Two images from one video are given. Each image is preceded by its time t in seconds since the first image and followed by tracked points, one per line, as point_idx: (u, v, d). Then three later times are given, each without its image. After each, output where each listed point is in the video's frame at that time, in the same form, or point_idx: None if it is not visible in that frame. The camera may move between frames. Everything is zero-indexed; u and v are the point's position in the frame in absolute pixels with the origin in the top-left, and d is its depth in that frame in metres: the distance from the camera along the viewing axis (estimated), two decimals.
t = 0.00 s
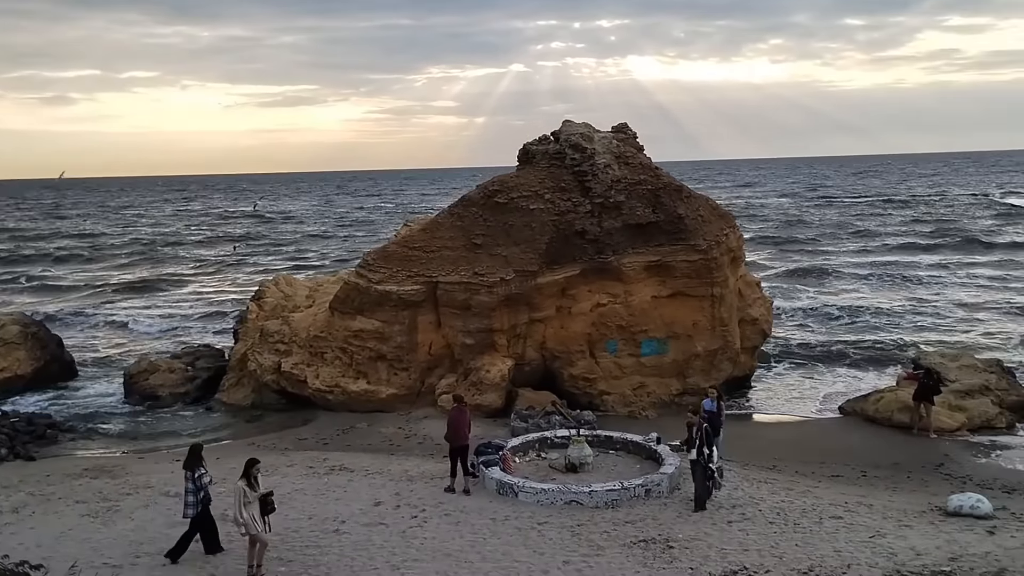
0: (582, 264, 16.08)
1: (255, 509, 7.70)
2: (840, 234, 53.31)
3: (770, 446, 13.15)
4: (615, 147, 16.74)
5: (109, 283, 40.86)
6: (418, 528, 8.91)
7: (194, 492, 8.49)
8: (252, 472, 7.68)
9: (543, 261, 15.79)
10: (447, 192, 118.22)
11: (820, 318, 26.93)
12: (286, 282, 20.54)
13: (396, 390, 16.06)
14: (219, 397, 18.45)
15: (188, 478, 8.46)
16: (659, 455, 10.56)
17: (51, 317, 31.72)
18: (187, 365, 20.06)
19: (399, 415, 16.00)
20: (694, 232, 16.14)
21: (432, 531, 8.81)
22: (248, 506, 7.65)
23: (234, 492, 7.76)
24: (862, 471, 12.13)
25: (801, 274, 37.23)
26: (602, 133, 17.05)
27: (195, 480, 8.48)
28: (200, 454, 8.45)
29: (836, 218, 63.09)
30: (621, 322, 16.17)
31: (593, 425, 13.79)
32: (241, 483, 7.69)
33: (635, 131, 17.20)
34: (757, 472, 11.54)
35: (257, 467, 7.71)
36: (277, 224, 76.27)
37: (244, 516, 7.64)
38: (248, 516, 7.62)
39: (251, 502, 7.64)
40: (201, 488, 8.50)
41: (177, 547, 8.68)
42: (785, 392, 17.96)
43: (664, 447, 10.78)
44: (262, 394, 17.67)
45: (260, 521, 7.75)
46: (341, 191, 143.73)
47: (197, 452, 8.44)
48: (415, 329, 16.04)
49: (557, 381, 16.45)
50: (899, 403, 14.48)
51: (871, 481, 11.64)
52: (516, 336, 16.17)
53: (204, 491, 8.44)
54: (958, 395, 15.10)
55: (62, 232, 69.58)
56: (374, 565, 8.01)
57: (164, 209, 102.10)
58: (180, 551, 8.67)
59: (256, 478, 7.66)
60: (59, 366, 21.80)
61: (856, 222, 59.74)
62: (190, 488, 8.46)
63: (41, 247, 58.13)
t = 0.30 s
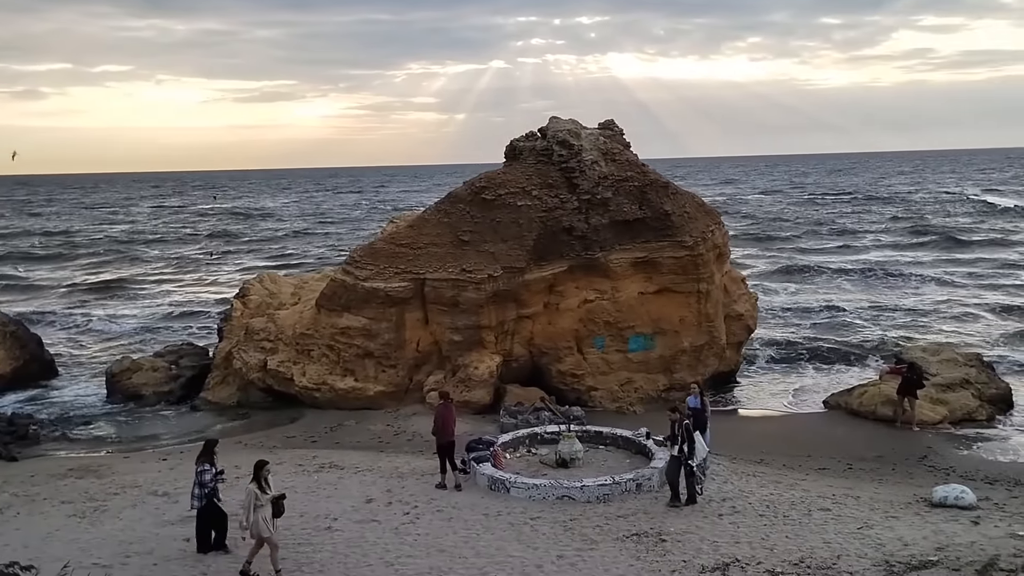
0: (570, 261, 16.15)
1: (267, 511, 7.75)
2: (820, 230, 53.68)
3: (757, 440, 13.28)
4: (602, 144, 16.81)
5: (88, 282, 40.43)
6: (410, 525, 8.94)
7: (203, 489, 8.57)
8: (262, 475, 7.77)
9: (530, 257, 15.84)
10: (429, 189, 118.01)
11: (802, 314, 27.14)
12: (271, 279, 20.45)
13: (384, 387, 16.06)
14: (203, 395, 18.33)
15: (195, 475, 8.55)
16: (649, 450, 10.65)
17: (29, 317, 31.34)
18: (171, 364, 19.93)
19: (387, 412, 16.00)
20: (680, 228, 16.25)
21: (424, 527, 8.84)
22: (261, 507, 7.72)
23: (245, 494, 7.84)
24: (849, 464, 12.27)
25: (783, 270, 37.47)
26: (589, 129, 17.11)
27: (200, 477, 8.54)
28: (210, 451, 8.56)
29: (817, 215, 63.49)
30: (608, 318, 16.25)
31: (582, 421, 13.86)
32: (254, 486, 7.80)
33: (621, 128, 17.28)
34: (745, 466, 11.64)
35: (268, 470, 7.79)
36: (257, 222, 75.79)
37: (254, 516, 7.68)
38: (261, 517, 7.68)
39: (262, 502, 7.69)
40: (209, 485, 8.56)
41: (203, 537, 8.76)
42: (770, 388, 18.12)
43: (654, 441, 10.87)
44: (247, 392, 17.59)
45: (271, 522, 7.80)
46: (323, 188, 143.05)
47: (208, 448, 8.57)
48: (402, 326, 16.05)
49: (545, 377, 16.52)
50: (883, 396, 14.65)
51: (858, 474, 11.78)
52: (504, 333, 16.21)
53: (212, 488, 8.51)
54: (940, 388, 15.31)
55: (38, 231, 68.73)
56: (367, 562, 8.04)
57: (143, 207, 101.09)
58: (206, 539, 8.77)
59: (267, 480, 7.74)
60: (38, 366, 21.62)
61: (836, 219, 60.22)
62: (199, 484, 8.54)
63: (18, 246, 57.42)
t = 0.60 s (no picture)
0: (558, 260, 16.13)
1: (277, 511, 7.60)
2: (806, 230, 53.90)
3: (747, 439, 13.30)
4: (590, 143, 16.77)
5: (72, 283, 40.04)
6: (403, 526, 8.88)
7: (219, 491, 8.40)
8: (272, 475, 7.55)
9: (519, 257, 15.80)
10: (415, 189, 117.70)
11: (789, 315, 27.24)
12: (258, 279, 20.31)
13: (373, 388, 15.97)
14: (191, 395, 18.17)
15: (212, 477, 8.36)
16: (641, 450, 10.63)
17: (12, 319, 30.99)
18: (157, 365, 19.76)
19: (375, 412, 15.92)
20: (669, 227, 16.25)
21: (417, 528, 8.78)
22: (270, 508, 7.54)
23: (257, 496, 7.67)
24: (840, 463, 12.29)
25: (770, 270, 37.58)
26: (577, 128, 17.07)
27: (216, 479, 8.35)
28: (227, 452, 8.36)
29: (803, 215, 63.74)
30: (597, 318, 16.23)
31: (572, 421, 13.83)
32: (263, 486, 7.56)
33: (610, 127, 17.25)
34: (737, 466, 11.64)
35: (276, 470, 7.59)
36: (243, 222, 75.39)
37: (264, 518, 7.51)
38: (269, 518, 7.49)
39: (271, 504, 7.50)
40: (225, 487, 8.38)
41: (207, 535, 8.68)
42: (760, 388, 18.15)
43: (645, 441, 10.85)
44: (235, 392, 17.44)
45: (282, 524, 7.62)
46: (308, 188, 142.31)
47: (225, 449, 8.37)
48: (390, 326, 15.96)
49: (534, 377, 16.48)
50: (872, 396, 14.69)
51: (849, 473, 11.81)
52: (492, 333, 16.16)
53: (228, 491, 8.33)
54: (930, 388, 15.37)
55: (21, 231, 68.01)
56: (361, 564, 7.97)
57: (126, 207, 100.31)
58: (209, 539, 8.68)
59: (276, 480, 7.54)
60: (23, 366, 21.38)
61: (822, 219, 60.49)
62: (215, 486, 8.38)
63: None
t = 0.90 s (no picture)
0: (552, 261, 16.11)
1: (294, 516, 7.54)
2: (795, 232, 54.12)
3: (741, 441, 13.30)
4: (584, 144, 16.75)
5: (60, 283, 39.78)
6: (399, 528, 8.83)
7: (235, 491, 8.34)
8: (290, 481, 7.51)
9: (513, 258, 15.76)
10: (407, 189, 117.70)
11: (780, 316, 27.33)
12: (249, 280, 20.21)
13: (365, 389, 15.89)
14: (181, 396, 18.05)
15: (228, 478, 8.32)
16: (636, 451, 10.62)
17: None
18: (148, 365, 19.62)
19: (368, 414, 15.84)
20: (662, 229, 16.24)
21: (414, 530, 8.74)
22: (288, 513, 7.51)
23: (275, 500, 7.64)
24: (835, 465, 12.31)
25: (761, 272, 37.69)
26: (571, 129, 17.05)
27: (233, 480, 8.32)
28: (245, 453, 8.32)
29: (792, 217, 63.98)
30: (591, 319, 16.21)
31: (566, 422, 13.81)
32: (280, 492, 7.54)
33: (603, 128, 17.23)
34: (733, 468, 11.64)
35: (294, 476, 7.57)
36: (234, 222, 75.10)
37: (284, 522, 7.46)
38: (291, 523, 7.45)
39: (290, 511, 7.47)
40: (241, 489, 8.32)
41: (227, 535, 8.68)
42: (752, 390, 18.19)
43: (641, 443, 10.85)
44: (226, 393, 17.33)
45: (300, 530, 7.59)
46: (298, 189, 142.03)
47: (242, 450, 8.32)
48: (383, 327, 15.89)
49: (527, 378, 16.45)
50: (866, 397, 14.72)
51: (844, 475, 11.82)
52: (486, 334, 16.12)
53: (244, 492, 8.27)
54: (923, 389, 15.42)
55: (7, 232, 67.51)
56: (358, 566, 7.91)
57: (113, 207, 99.74)
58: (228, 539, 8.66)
59: (294, 486, 7.50)
60: (12, 366, 21.19)
61: (811, 221, 60.73)
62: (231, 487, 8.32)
63: None
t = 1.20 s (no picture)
0: (549, 264, 16.09)
1: (318, 521, 7.51)
2: (790, 236, 54.16)
3: (740, 444, 13.29)
4: (582, 146, 16.74)
5: (54, 286, 39.59)
6: (399, 530, 8.79)
7: (259, 496, 8.20)
8: (315, 483, 7.52)
9: (510, 260, 15.73)
10: (402, 192, 117.67)
11: (775, 319, 27.36)
12: (244, 282, 20.14)
13: (362, 391, 15.83)
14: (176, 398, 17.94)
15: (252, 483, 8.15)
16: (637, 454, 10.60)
17: None
18: (142, 367, 19.54)
19: (365, 416, 15.78)
20: (659, 231, 16.24)
21: (414, 533, 8.69)
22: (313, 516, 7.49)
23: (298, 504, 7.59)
24: (835, 468, 12.30)
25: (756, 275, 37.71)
26: (569, 132, 17.04)
27: (257, 485, 8.16)
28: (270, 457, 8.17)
29: (787, 220, 64.08)
30: (588, 321, 16.20)
31: (564, 424, 13.77)
32: (304, 494, 7.54)
33: (601, 130, 17.22)
34: (732, 470, 11.63)
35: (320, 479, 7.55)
36: (228, 224, 74.97)
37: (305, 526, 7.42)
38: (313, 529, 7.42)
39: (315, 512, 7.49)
40: (264, 494, 8.18)
41: (247, 541, 8.48)
42: (749, 393, 18.18)
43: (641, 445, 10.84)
44: (220, 396, 17.26)
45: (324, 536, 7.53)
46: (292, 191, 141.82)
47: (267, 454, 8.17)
48: (380, 329, 15.84)
49: (524, 380, 16.42)
50: (865, 400, 14.72)
51: (844, 478, 11.82)
52: (483, 336, 16.08)
53: (267, 498, 8.11)
54: (922, 392, 15.42)
55: None
56: (359, 569, 7.85)
57: (106, 209, 99.46)
58: (250, 545, 8.45)
59: (319, 489, 7.50)
60: (5, 368, 21.09)
61: (805, 224, 60.83)
62: (254, 493, 8.19)
63: None
